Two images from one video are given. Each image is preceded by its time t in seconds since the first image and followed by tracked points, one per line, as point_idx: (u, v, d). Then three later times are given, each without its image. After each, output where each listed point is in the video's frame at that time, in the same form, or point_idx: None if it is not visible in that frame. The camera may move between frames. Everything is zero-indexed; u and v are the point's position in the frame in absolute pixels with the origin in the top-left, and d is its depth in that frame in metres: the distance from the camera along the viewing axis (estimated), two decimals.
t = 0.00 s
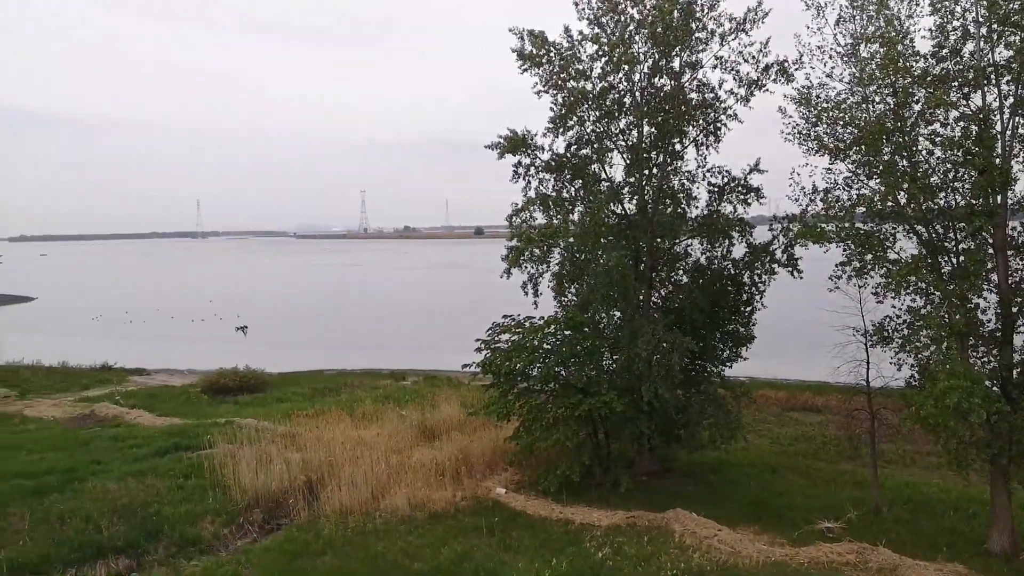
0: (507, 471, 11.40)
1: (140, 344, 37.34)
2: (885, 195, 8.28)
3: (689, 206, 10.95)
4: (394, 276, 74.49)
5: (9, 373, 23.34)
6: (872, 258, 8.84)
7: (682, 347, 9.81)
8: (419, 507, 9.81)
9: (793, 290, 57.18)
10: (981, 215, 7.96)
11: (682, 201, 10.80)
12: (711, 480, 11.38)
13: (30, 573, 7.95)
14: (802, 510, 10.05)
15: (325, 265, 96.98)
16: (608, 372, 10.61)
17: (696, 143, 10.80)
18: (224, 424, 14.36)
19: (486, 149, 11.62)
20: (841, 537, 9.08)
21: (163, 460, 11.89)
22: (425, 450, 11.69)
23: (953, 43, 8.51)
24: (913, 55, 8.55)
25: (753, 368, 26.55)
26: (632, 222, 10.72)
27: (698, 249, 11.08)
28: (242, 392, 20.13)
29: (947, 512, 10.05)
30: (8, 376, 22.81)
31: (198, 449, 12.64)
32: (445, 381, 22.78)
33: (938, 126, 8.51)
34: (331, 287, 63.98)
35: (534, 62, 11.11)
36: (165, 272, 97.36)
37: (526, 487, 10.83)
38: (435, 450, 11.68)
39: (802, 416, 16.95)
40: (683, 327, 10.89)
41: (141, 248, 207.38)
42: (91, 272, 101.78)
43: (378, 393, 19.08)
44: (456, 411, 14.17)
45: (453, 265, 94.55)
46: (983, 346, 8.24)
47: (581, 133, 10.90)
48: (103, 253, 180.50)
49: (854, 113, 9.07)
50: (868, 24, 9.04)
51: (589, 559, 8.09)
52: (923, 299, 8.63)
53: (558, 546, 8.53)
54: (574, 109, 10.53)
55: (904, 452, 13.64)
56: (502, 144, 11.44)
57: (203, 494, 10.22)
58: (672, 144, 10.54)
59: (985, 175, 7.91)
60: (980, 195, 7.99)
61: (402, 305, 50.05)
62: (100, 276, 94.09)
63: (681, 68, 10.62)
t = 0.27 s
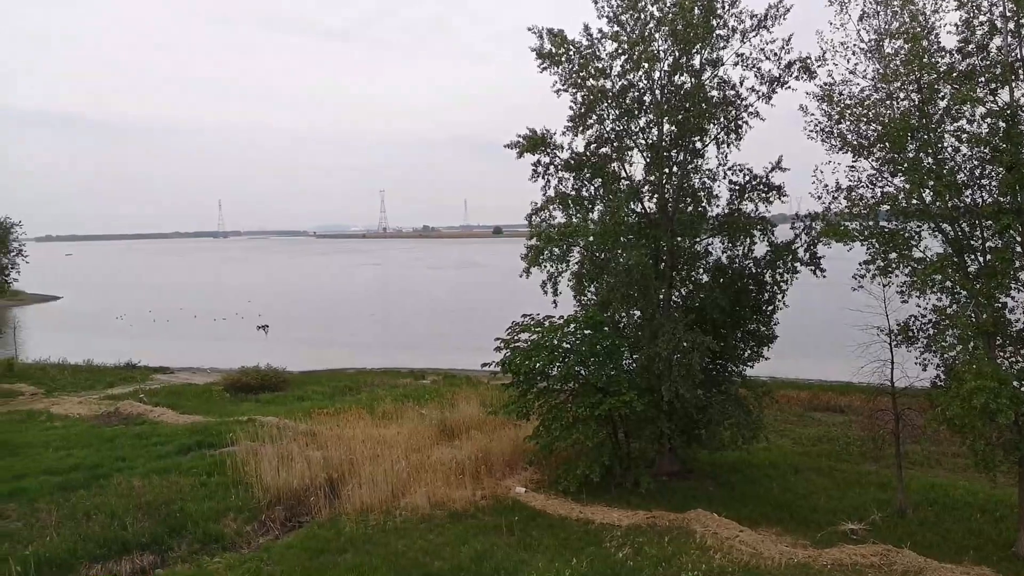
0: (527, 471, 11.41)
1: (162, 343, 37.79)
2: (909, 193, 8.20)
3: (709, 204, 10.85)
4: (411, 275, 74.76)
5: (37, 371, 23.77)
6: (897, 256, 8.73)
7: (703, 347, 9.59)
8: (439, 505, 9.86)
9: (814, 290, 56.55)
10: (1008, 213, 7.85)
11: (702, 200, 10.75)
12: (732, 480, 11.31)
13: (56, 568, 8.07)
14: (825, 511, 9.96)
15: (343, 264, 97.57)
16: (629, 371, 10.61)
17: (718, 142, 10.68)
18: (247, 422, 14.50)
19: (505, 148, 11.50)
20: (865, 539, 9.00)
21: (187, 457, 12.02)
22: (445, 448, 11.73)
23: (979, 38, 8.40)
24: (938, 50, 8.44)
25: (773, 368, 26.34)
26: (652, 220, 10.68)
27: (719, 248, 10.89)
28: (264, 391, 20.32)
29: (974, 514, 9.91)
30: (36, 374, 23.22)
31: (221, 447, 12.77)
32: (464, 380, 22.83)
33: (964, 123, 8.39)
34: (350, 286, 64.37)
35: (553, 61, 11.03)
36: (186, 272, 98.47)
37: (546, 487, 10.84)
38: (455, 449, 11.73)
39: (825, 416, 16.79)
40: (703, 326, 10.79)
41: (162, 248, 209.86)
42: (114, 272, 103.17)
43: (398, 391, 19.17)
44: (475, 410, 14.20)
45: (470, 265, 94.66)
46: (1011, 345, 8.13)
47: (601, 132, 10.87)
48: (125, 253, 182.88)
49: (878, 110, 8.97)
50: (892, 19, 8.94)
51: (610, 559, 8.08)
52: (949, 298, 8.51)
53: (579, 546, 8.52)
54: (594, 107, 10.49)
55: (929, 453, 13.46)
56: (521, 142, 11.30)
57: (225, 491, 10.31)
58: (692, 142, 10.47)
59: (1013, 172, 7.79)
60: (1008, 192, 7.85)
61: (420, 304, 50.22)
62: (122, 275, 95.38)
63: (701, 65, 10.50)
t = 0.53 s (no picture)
0: (553, 471, 11.41)
1: (191, 342, 38.37)
2: (944, 191, 8.04)
3: (737, 203, 10.75)
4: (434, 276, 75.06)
5: (72, 369, 24.27)
6: (930, 256, 8.58)
7: (731, 348, 9.52)
8: (465, 505, 9.89)
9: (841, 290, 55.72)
10: None
11: (730, 199, 10.65)
12: (761, 483, 11.19)
13: (91, 563, 8.21)
14: (856, 515, 9.81)
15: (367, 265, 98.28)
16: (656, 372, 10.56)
17: (746, 140, 10.53)
18: (276, 421, 14.66)
19: (530, 148, 11.40)
20: (898, 544, 8.85)
21: (217, 455, 12.19)
22: (471, 448, 11.76)
23: (1016, 33, 8.24)
24: (974, 46, 8.29)
25: (803, 370, 26.02)
26: (680, 220, 10.55)
27: (747, 248, 10.80)
28: (292, 390, 20.54)
29: (1011, 519, 9.69)
30: (71, 372, 23.71)
31: (251, 445, 12.93)
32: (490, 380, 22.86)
33: (1001, 119, 8.23)
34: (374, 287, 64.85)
35: (579, 60, 10.97)
36: (213, 272, 99.83)
37: (572, 488, 10.82)
38: (481, 449, 11.76)
39: (856, 419, 16.53)
40: (731, 326, 10.67)
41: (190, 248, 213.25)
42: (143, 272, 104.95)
43: (424, 391, 19.25)
44: (501, 410, 14.22)
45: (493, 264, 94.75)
46: None
47: (627, 131, 10.78)
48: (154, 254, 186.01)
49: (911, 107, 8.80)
50: (926, 15, 8.79)
51: (637, 561, 8.04)
52: (985, 299, 8.33)
53: (606, 547, 8.49)
54: (620, 107, 10.42)
55: (964, 456, 13.18)
56: (547, 142, 11.22)
57: (255, 490, 10.42)
58: (721, 141, 10.35)
59: None
60: None
61: (444, 304, 50.39)
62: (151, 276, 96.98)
63: (729, 63, 10.39)
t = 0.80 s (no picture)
0: (588, 473, 11.38)
1: (228, 342, 39.09)
2: (993, 191, 7.83)
3: (777, 204, 10.58)
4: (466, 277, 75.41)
5: (117, 367, 24.90)
6: (978, 256, 8.37)
7: (771, 350, 9.33)
8: (501, 506, 9.91)
9: (879, 292, 54.55)
10: None
11: (770, 199, 10.45)
12: (801, 488, 11.00)
13: (135, 557, 8.39)
14: (900, 522, 9.59)
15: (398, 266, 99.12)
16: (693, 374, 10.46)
17: (786, 138, 10.35)
18: (313, 420, 14.84)
19: (566, 148, 11.32)
20: (944, 552, 8.63)
21: (257, 453, 12.39)
22: (506, 449, 11.78)
23: None
24: None
25: (842, 373, 25.57)
26: (718, 221, 10.39)
27: (787, 248, 10.61)
28: (329, 389, 20.82)
29: None
30: (116, 370, 24.33)
31: (289, 444, 13.12)
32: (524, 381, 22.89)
33: None
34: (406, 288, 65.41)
35: (615, 59, 10.89)
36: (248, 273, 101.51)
37: (607, 490, 10.78)
38: (516, 450, 11.78)
39: (899, 423, 16.18)
40: (771, 328, 10.50)
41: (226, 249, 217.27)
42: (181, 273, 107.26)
43: (458, 392, 19.35)
44: (536, 411, 14.22)
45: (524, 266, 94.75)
46: None
47: (664, 130, 10.67)
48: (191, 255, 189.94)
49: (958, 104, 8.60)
50: (974, 10, 8.58)
51: (675, 565, 7.96)
52: None
53: (643, 550, 8.43)
54: (657, 106, 10.34)
55: (1014, 463, 12.80)
56: (583, 142, 11.15)
57: (294, 488, 10.56)
58: (760, 140, 10.19)
59: None
60: None
61: (475, 305, 50.56)
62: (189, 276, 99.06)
63: (769, 61, 10.23)
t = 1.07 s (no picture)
0: (622, 475, 11.32)
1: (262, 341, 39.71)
2: None
3: (816, 203, 10.40)
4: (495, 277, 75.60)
5: (157, 365, 25.48)
6: None
7: (809, 353, 9.13)
8: (533, 506, 9.91)
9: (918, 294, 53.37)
10: None
11: (808, 198, 10.23)
12: (839, 493, 10.81)
13: (175, 551, 8.55)
14: (942, 529, 9.37)
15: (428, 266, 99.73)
16: (728, 376, 10.29)
17: (825, 136, 10.18)
18: (348, 418, 15.02)
19: (600, 148, 11.29)
20: (989, 561, 8.41)
21: (293, 450, 12.57)
22: (539, 450, 11.79)
23: None
24: None
25: (880, 376, 25.09)
26: (754, 221, 10.25)
27: (826, 248, 10.44)
28: (362, 388, 21.04)
29: None
30: (156, 368, 24.90)
31: (325, 442, 13.28)
32: (556, 382, 22.87)
33: None
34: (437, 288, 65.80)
35: (650, 58, 10.81)
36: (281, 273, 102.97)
37: (641, 492, 10.71)
38: (548, 450, 11.77)
39: (941, 428, 15.81)
40: (809, 330, 10.33)
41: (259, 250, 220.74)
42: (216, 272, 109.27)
43: (490, 392, 19.40)
44: (569, 412, 14.19)
45: (553, 265, 94.61)
46: None
47: (699, 130, 10.57)
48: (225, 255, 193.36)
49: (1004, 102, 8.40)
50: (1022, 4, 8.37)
51: (710, 569, 7.88)
52: None
53: (677, 553, 8.36)
54: (693, 106, 10.23)
55: None
56: (617, 142, 11.09)
57: (329, 485, 10.68)
58: (798, 139, 10.01)
59: None
60: None
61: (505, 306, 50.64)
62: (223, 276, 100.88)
63: (807, 59, 10.06)
